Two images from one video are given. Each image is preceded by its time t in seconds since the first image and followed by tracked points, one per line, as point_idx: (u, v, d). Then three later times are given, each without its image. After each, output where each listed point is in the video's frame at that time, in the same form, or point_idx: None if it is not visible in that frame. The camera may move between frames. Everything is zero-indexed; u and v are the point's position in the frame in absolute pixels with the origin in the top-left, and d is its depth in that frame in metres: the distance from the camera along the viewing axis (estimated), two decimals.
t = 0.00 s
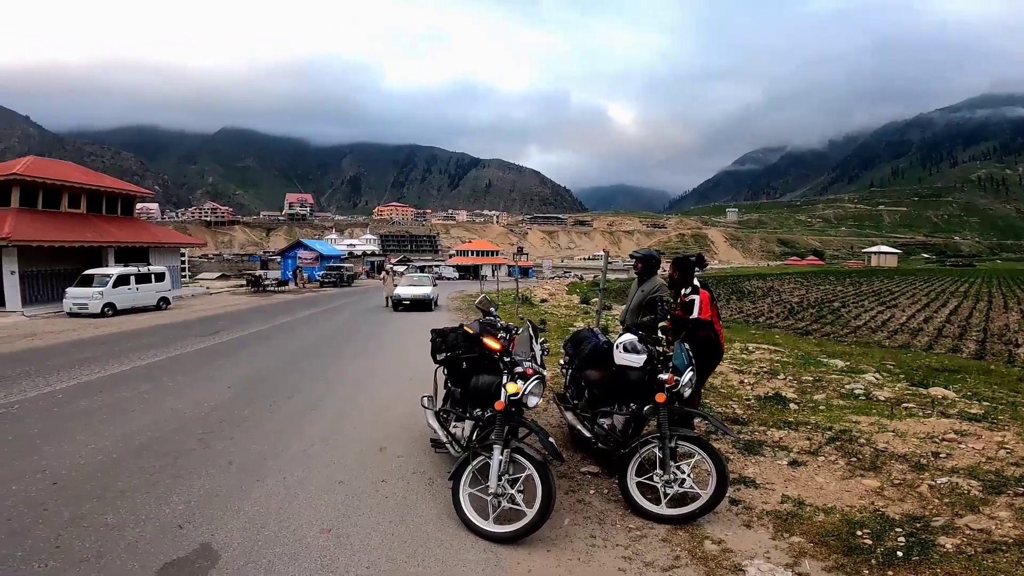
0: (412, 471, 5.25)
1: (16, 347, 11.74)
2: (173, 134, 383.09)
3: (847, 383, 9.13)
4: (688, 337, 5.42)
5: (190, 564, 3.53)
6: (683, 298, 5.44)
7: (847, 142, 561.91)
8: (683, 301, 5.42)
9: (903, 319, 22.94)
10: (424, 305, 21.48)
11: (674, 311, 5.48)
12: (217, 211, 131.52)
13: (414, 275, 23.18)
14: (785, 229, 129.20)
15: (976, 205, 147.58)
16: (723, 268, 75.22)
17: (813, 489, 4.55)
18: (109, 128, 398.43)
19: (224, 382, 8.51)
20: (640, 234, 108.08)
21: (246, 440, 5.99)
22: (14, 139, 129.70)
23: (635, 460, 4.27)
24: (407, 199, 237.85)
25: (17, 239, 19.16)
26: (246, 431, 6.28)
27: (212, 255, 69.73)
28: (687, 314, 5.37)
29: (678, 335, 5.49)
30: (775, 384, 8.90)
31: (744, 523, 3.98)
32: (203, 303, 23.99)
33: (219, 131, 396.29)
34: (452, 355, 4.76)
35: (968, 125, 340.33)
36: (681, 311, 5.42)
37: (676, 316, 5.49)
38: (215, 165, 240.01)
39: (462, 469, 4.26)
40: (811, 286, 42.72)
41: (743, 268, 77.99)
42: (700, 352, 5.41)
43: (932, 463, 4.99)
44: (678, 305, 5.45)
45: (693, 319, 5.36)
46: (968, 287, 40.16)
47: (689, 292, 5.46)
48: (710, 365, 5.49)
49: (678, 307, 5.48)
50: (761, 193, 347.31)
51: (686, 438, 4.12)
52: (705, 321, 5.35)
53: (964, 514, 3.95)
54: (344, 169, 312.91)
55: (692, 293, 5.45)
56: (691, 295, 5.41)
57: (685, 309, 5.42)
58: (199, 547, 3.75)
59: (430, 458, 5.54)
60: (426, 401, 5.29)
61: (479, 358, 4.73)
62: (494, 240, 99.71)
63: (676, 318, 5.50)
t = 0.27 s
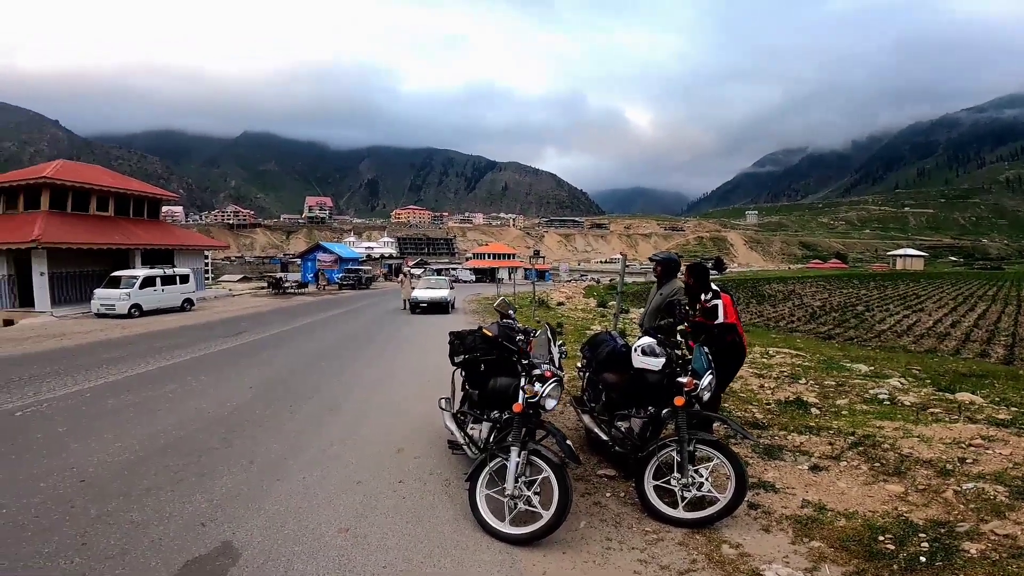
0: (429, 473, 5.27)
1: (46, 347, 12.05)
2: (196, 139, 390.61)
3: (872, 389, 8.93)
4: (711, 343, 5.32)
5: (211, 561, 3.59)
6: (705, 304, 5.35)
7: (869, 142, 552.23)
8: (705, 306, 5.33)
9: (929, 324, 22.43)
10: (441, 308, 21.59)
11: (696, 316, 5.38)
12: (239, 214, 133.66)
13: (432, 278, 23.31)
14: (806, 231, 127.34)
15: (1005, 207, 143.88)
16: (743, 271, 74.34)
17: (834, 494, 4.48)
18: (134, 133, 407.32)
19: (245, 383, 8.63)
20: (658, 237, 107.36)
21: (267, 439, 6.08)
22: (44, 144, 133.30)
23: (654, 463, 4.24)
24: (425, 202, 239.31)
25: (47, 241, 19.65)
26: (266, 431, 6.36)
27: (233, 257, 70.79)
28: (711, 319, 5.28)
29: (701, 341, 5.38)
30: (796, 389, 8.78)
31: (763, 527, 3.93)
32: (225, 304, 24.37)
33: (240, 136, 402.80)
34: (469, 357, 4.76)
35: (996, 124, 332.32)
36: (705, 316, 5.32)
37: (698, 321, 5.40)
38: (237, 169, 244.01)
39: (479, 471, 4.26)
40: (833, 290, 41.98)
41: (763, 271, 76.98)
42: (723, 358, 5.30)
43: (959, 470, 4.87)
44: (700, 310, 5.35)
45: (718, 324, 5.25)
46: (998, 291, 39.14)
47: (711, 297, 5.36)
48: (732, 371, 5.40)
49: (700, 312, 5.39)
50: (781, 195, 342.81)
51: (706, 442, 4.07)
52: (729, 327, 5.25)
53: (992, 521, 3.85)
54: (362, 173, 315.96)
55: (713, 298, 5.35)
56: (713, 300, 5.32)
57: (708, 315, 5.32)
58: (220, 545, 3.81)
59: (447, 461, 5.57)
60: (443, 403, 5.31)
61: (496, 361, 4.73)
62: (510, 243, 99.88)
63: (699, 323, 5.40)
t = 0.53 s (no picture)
0: (438, 478, 5.26)
1: (62, 351, 12.21)
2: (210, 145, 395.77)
3: (886, 396, 8.82)
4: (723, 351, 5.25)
5: (223, 564, 3.61)
6: (718, 311, 5.28)
7: (883, 148, 547.27)
8: (718, 314, 5.26)
9: (945, 331, 22.10)
10: (451, 314, 21.63)
11: (709, 324, 5.32)
12: (252, 220, 135.07)
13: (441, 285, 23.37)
14: (819, 238, 126.20)
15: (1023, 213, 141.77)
16: (755, 278, 73.80)
17: (847, 501, 4.43)
18: (150, 140, 413.22)
19: (258, 387, 8.70)
20: (668, 244, 106.98)
21: (279, 443, 6.13)
22: (63, 149, 135.69)
23: (664, 470, 4.20)
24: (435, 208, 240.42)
25: (65, 246, 19.94)
26: (278, 436, 6.39)
27: (246, 263, 71.43)
28: (725, 327, 5.21)
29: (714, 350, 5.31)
30: (808, 396, 8.68)
31: (775, 534, 3.89)
32: (238, 310, 24.56)
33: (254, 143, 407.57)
34: (479, 363, 4.76)
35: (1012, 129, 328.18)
36: (718, 324, 5.25)
37: (710, 329, 5.33)
38: (250, 176, 246.76)
39: (489, 477, 4.25)
40: (847, 297, 41.52)
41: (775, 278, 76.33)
42: (736, 366, 5.24)
43: (975, 477, 4.79)
44: (712, 319, 5.28)
45: (731, 332, 5.18)
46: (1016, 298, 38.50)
47: (723, 305, 5.30)
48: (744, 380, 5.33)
49: (712, 320, 5.33)
50: (793, 201, 340.36)
51: (716, 449, 4.04)
52: (743, 335, 5.19)
53: (1009, 528, 3.78)
54: (373, 179, 318.25)
55: (726, 306, 5.29)
56: (726, 309, 5.26)
57: (721, 323, 5.26)
58: (231, 548, 3.83)
59: (457, 466, 5.57)
60: (454, 408, 5.31)
61: (507, 368, 4.72)
62: (520, 249, 99.99)
63: (711, 332, 5.33)
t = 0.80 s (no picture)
0: (446, 484, 5.26)
1: (75, 354, 12.34)
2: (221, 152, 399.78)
3: (898, 404, 8.70)
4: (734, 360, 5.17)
5: (232, 567, 3.62)
6: (728, 320, 5.21)
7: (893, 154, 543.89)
8: (729, 322, 5.18)
9: (957, 338, 21.85)
10: (459, 321, 21.66)
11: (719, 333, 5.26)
12: (262, 226, 136.19)
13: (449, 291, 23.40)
14: (828, 244, 125.37)
15: None
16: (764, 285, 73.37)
17: (859, 508, 4.37)
18: (162, 146, 418.12)
19: (267, 392, 8.75)
20: (676, 251, 106.67)
21: (288, 448, 6.15)
22: (77, 155, 137.52)
23: (673, 478, 4.17)
24: (443, 215, 241.36)
25: (79, 251, 20.19)
26: (287, 441, 6.41)
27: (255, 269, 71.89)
28: (735, 336, 5.14)
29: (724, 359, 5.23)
30: (819, 404, 8.59)
31: (785, 542, 3.86)
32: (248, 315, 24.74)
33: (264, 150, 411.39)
34: (488, 371, 4.75)
35: None
36: (729, 332, 5.18)
37: (721, 338, 5.26)
38: (260, 182, 248.83)
39: (497, 484, 4.24)
40: (857, 304, 41.18)
41: (784, 284, 75.88)
42: (747, 375, 5.15)
43: (989, 483, 4.73)
44: (723, 327, 5.22)
45: (743, 341, 5.10)
46: None
47: (734, 313, 5.23)
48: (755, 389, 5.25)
49: (723, 329, 5.26)
50: (802, 207, 338.43)
51: (726, 457, 4.00)
52: (755, 344, 5.11)
53: None
54: (382, 186, 320.06)
55: (737, 315, 5.21)
56: (737, 317, 5.18)
57: (731, 332, 5.18)
58: (241, 551, 3.84)
59: (465, 472, 5.55)
60: (462, 415, 5.30)
61: (516, 375, 4.71)
62: (528, 256, 100.08)
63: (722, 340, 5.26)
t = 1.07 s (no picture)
0: (454, 487, 5.26)
1: (87, 356, 12.48)
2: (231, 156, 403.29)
3: (910, 408, 8.63)
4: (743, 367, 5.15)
5: (242, 569, 3.64)
6: (738, 325, 5.18)
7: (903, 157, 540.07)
8: (739, 329, 5.16)
9: (969, 342, 21.62)
10: (466, 324, 21.67)
11: (728, 339, 5.23)
12: (271, 229, 137.12)
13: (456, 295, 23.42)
14: (838, 248, 124.56)
15: None
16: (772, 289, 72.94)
17: (871, 512, 4.33)
18: (173, 150, 422.17)
19: (277, 394, 8.80)
20: (683, 254, 106.34)
21: (297, 450, 6.17)
22: (89, 158, 139.09)
23: (683, 482, 4.14)
24: (450, 219, 242.07)
25: (91, 253, 20.41)
26: (295, 443, 6.44)
27: (264, 272, 72.31)
28: (747, 341, 5.10)
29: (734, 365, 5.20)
30: (829, 408, 8.52)
31: (796, 546, 3.83)
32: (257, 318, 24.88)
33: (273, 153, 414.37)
34: (498, 373, 4.75)
35: None
36: (739, 337, 5.15)
37: (730, 343, 5.24)
38: (269, 186, 250.61)
39: (505, 488, 4.21)
40: (867, 308, 40.91)
41: (793, 288, 75.39)
42: (757, 382, 5.11)
43: (1003, 488, 4.66)
44: (733, 332, 5.20)
45: (754, 346, 5.08)
46: None
47: (743, 319, 5.22)
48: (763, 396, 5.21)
49: (732, 334, 5.25)
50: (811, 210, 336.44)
51: (737, 461, 3.98)
52: (766, 350, 5.08)
53: None
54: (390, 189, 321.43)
55: (747, 321, 5.17)
56: (747, 323, 5.16)
57: (742, 336, 5.16)
58: (250, 553, 3.86)
59: (473, 475, 5.54)
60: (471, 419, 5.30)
61: (524, 379, 4.68)
62: (534, 260, 100.08)
63: (730, 346, 5.23)
